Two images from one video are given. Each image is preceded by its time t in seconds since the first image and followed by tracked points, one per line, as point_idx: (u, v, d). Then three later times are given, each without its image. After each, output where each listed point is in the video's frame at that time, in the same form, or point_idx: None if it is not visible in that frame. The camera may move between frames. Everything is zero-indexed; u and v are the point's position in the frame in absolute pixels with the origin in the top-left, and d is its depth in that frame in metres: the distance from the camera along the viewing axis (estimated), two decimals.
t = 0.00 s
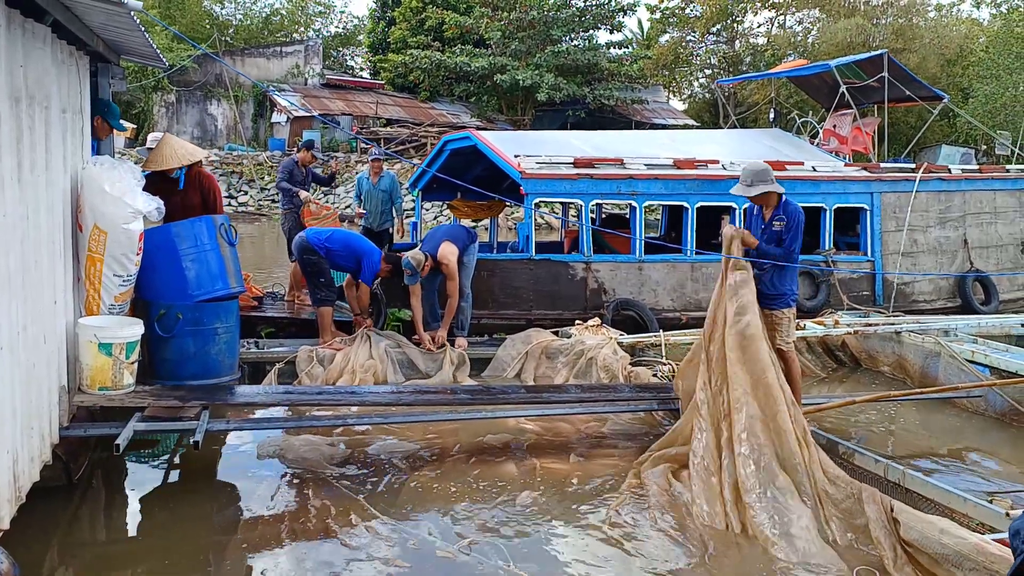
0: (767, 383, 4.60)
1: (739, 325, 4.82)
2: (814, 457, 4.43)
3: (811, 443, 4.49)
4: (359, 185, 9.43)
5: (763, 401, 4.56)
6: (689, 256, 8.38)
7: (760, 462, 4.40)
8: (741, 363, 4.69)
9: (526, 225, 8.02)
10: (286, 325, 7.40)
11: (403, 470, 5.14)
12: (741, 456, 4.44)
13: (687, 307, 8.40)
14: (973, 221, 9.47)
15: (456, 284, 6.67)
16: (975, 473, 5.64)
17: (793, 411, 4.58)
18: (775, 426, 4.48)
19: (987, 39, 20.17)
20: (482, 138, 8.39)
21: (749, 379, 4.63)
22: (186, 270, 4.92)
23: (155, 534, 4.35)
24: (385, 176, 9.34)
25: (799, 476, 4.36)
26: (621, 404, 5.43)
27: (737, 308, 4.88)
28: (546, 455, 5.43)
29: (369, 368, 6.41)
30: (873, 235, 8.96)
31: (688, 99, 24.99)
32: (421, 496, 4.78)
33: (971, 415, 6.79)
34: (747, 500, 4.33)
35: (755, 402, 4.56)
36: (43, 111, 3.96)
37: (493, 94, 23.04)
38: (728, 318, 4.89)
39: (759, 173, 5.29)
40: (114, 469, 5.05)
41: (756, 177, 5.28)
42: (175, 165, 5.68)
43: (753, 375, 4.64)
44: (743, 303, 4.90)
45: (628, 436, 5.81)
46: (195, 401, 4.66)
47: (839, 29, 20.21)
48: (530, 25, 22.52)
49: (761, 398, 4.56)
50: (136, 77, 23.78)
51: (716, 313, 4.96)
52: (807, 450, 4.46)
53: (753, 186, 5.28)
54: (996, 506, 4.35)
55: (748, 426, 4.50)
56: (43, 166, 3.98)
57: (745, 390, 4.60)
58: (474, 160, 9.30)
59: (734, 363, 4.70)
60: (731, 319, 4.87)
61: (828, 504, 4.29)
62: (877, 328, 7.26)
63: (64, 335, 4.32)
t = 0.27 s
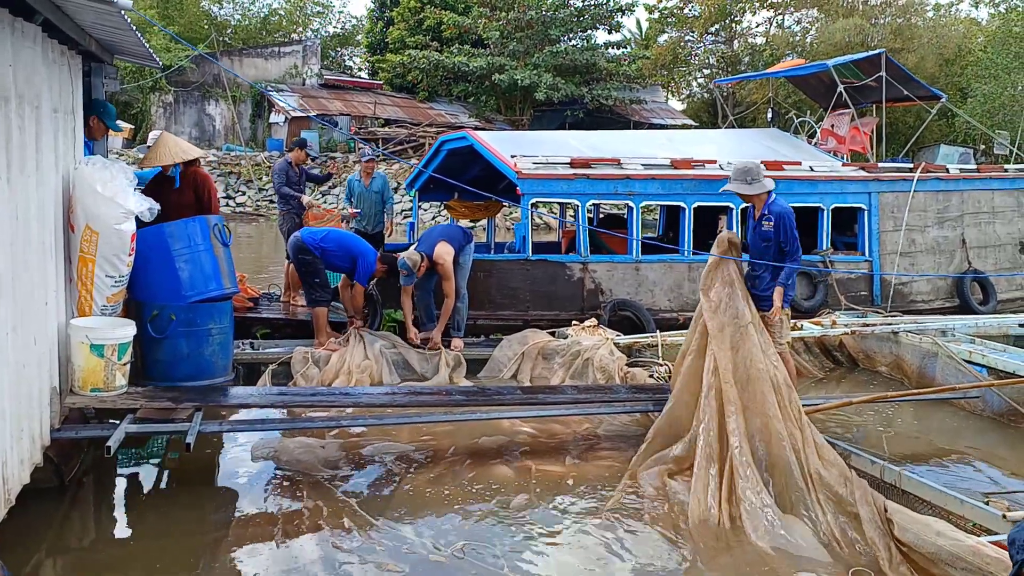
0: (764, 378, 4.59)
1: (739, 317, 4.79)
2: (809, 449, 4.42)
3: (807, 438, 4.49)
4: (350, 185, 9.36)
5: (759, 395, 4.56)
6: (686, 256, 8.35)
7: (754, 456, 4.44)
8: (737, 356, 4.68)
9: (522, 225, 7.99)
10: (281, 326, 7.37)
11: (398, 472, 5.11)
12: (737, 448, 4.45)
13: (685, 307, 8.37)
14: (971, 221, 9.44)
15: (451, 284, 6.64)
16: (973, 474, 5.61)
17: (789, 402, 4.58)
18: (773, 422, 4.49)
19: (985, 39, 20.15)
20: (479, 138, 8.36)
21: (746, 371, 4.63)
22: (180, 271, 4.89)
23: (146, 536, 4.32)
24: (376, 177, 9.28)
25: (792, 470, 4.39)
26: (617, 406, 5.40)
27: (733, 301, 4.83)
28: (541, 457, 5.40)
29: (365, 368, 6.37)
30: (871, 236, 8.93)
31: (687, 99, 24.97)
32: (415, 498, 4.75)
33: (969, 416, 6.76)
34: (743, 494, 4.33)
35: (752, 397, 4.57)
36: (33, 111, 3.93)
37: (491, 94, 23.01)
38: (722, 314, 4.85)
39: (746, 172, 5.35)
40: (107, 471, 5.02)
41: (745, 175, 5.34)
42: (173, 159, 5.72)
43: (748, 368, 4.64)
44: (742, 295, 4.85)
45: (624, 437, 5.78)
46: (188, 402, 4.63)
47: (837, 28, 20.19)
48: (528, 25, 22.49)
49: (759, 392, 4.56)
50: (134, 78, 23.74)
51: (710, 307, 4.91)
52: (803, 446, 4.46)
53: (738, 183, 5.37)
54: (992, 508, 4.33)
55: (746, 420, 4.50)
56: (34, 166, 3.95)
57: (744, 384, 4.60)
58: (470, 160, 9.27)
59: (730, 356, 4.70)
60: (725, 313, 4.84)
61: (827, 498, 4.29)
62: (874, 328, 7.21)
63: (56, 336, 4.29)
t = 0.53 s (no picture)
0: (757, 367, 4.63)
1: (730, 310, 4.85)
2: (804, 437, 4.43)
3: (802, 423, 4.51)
4: (335, 180, 9.14)
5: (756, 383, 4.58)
6: (682, 256, 8.33)
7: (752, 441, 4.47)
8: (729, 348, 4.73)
9: (518, 225, 7.97)
10: (276, 326, 7.34)
11: (391, 473, 5.08)
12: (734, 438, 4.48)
13: (681, 308, 8.35)
14: (968, 221, 9.42)
15: (446, 283, 6.60)
16: (969, 475, 5.58)
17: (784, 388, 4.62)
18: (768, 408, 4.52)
19: (983, 39, 20.14)
20: (474, 138, 8.33)
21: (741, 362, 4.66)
22: (171, 270, 4.85)
23: (136, 537, 4.29)
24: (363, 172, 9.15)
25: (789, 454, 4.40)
26: (612, 407, 5.37)
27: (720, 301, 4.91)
28: (536, 458, 5.37)
29: (359, 369, 6.35)
30: (868, 236, 8.91)
31: (685, 99, 24.95)
32: (408, 500, 4.71)
33: (966, 416, 6.74)
34: (741, 479, 4.35)
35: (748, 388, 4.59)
36: (21, 109, 3.89)
37: (489, 94, 22.98)
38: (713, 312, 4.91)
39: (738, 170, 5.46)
40: (98, 471, 4.99)
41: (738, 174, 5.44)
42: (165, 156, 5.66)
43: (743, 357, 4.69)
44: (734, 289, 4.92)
45: (619, 438, 5.75)
46: (179, 403, 4.60)
47: (835, 28, 20.18)
48: (526, 25, 22.46)
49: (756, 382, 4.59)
50: (131, 77, 23.69)
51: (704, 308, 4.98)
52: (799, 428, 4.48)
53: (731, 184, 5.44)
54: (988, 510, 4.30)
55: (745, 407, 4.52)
56: (22, 165, 3.92)
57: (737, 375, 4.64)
58: (466, 160, 9.24)
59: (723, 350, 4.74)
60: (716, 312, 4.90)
61: (823, 479, 4.29)
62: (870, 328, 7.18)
63: (46, 336, 4.26)
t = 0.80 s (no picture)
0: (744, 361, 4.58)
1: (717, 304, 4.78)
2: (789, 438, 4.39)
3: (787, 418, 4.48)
4: (324, 176, 9.02)
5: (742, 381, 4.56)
6: (678, 256, 8.30)
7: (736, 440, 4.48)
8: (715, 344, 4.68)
9: (513, 225, 7.94)
10: (269, 326, 7.31)
11: (384, 475, 5.04)
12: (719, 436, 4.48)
13: (677, 308, 8.32)
14: (964, 221, 9.41)
15: (440, 284, 6.57)
16: (966, 476, 5.56)
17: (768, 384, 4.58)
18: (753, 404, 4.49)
19: (979, 39, 20.17)
20: (469, 138, 8.29)
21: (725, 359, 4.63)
22: (161, 270, 4.81)
23: (126, 539, 4.25)
24: (352, 169, 9.13)
25: (774, 448, 4.38)
26: (606, 407, 5.34)
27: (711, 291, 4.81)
28: (529, 460, 5.34)
29: (353, 369, 6.32)
30: (864, 236, 8.89)
31: (682, 100, 24.93)
32: (401, 502, 4.68)
33: (962, 417, 6.72)
34: (724, 480, 4.36)
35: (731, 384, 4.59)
36: (9, 108, 3.85)
37: (486, 94, 22.94)
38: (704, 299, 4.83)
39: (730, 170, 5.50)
40: (90, 472, 4.95)
41: (730, 173, 5.47)
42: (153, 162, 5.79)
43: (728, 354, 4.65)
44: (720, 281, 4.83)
45: (614, 439, 5.72)
46: (169, 405, 4.56)
47: (831, 29, 20.19)
48: (523, 25, 22.43)
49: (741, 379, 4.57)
50: (126, 77, 23.61)
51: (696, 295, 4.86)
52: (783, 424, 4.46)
53: (722, 181, 5.50)
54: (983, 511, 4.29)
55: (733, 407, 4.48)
56: (10, 163, 3.87)
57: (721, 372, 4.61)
58: (461, 160, 9.20)
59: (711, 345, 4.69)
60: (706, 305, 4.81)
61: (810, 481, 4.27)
62: (867, 329, 7.16)
63: (35, 337, 4.22)
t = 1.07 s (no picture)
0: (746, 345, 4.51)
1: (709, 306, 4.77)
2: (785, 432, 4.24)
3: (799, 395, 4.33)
4: (322, 175, 8.88)
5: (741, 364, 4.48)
6: (677, 256, 8.27)
7: (745, 425, 4.37)
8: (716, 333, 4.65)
9: (512, 225, 7.92)
10: (267, 325, 7.29)
11: (381, 475, 5.02)
12: (723, 428, 4.44)
13: (676, 308, 8.29)
14: (964, 221, 9.38)
15: (440, 283, 6.53)
16: (965, 476, 5.54)
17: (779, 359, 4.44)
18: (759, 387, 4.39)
19: (980, 39, 20.15)
20: (468, 137, 8.27)
21: (728, 345, 4.57)
22: (157, 268, 4.78)
23: (120, 539, 4.22)
24: (350, 167, 9.04)
25: (773, 436, 4.27)
26: (604, 407, 5.32)
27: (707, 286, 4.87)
28: (527, 459, 5.31)
29: (351, 369, 6.29)
30: (864, 236, 8.87)
31: (682, 99, 24.91)
32: (398, 502, 4.65)
33: (962, 418, 6.69)
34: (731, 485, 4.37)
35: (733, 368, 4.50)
36: (2, 106, 3.82)
37: (485, 94, 22.92)
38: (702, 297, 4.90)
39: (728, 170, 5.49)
40: (85, 472, 4.92)
41: (730, 173, 5.46)
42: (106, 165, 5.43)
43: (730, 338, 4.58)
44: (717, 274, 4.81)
45: (611, 439, 5.69)
46: (165, 404, 4.54)
47: (831, 28, 20.17)
48: (522, 24, 22.42)
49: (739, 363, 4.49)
50: (126, 76, 23.61)
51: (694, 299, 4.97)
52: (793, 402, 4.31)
53: (723, 179, 5.46)
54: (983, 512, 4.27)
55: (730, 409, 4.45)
56: (4, 161, 3.85)
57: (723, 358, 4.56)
58: (460, 159, 9.18)
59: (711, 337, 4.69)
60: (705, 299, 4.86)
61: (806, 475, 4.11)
62: (867, 329, 7.14)
63: (29, 336, 4.19)
